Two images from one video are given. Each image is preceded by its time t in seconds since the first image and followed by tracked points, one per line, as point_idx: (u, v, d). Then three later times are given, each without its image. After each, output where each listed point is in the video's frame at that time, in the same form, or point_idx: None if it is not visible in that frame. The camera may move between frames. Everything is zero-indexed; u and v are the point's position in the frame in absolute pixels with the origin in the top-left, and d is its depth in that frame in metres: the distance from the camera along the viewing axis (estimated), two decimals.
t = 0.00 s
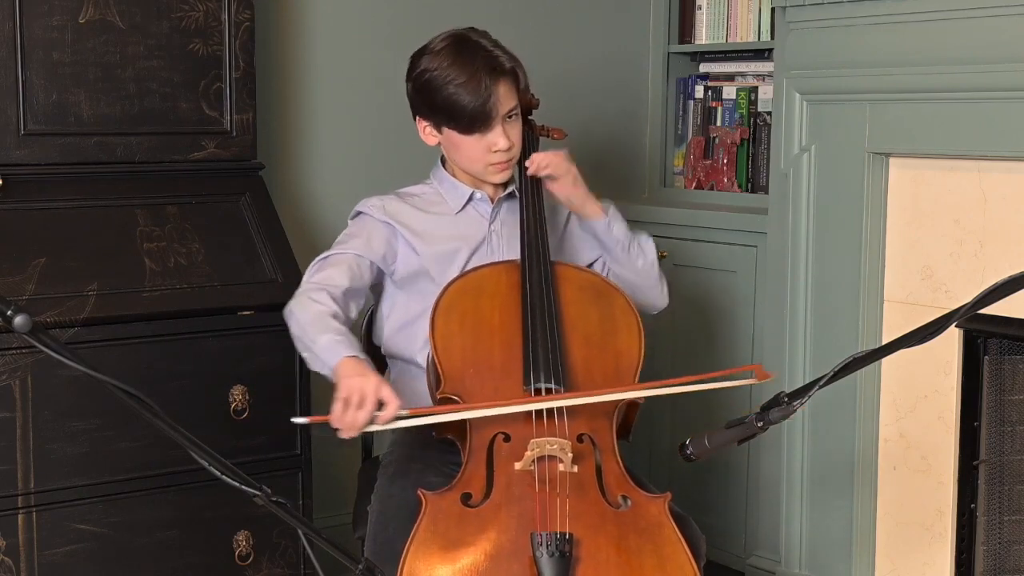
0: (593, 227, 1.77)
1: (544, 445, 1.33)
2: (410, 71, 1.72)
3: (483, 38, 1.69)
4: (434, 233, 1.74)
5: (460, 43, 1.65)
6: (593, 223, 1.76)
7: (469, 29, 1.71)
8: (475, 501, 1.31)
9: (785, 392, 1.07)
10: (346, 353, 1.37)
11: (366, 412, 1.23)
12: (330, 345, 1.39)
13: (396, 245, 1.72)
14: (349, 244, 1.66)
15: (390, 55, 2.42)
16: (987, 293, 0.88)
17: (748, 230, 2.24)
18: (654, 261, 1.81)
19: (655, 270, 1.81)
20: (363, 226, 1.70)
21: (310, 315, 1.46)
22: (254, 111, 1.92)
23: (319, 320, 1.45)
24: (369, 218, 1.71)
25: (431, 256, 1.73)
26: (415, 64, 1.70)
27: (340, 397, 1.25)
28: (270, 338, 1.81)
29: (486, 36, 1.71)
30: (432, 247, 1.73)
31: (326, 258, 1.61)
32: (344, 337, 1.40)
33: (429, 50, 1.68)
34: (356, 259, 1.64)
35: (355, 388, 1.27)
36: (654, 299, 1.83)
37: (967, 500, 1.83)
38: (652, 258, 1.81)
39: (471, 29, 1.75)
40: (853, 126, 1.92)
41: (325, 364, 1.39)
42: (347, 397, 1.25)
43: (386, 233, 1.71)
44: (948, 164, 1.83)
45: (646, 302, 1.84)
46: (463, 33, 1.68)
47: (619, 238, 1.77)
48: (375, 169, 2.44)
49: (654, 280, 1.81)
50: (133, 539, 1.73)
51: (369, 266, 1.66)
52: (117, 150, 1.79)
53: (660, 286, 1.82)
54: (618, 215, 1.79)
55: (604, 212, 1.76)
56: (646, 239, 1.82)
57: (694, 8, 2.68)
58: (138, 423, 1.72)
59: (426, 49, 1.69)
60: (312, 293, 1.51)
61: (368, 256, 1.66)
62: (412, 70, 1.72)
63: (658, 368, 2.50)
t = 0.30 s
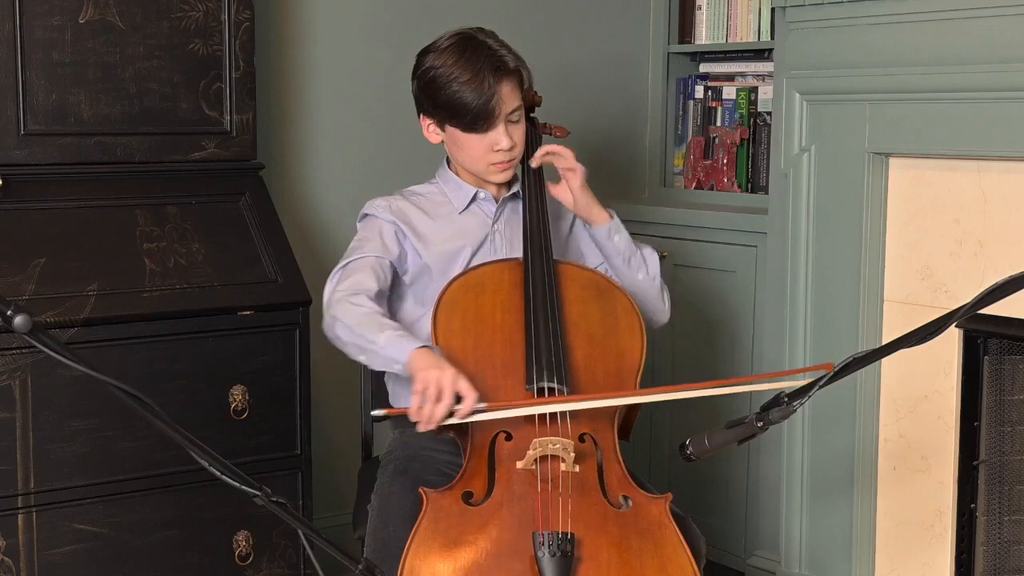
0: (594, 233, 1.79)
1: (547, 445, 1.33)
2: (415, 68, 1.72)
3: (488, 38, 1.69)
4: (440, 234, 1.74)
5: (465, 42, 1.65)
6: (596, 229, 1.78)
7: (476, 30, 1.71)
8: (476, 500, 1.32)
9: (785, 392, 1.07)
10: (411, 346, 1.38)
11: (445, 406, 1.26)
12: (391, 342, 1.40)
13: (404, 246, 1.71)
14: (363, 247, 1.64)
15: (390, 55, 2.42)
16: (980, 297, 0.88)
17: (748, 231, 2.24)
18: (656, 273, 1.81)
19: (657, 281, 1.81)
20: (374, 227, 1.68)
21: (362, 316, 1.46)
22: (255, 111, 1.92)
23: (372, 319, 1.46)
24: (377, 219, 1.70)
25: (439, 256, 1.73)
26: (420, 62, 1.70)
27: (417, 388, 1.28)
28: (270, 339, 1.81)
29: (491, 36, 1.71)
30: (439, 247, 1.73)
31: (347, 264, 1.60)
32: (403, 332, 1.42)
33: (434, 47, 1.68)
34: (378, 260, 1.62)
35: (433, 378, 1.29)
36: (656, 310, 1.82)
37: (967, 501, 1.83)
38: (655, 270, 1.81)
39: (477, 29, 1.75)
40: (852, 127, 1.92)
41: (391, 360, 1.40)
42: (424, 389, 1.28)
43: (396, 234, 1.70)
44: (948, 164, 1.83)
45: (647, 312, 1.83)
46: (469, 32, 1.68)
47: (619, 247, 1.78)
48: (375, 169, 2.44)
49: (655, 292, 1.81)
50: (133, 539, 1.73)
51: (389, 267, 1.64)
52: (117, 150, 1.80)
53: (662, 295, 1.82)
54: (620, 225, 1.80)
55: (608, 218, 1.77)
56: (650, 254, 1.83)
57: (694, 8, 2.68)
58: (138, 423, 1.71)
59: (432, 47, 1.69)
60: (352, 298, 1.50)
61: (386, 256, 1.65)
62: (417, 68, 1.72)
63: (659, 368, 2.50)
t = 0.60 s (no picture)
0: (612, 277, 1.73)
1: (548, 445, 1.33)
2: (414, 71, 1.71)
3: (487, 43, 1.66)
4: (443, 236, 1.74)
5: (463, 48, 1.63)
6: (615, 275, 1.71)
7: (475, 32, 1.69)
8: (477, 500, 1.31)
9: (785, 392, 1.07)
10: (467, 340, 1.37)
11: (511, 403, 1.27)
12: (443, 337, 1.39)
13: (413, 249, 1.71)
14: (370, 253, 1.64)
15: (390, 55, 2.42)
16: (980, 297, 0.88)
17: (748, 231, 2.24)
18: (671, 306, 1.78)
19: (672, 314, 1.79)
20: (381, 232, 1.69)
21: (405, 318, 1.46)
22: (255, 111, 1.92)
23: (416, 318, 1.45)
24: (384, 224, 1.70)
25: (443, 258, 1.73)
26: (419, 65, 1.69)
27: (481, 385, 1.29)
28: (270, 339, 1.81)
29: (493, 40, 1.69)
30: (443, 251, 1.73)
31: (366, 272, 1.60)
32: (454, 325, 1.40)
33: (434, 52, 1.67)
34: (396, 264, 1.62)
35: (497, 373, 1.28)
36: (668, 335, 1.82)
37: (967, 501, 1.83)
38: (669, 304, 1.78)
39: (478, 31, 1.73)
40: (852, 127, 1.92)
41: (447, 357, 1.38)
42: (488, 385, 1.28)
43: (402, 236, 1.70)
44: (948, 164, 1.83)
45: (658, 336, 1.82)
46: (469, 37, 1.66)
47: (636, 290, 1.73)
48: (375, 169, 2.44)
49: (668, 318, 1.78)
50: (133, 539, 1.73)
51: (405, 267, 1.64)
52: (117, 150, 1.80)
53: (676, 322, 1.80)
54: (637, 267, 1.74)
55: (626, 265, 1.71)
56: (666, 286, 1.79)
57: (694, 8, 2.68)
58: (138, 423, 1.71)
59: (431, 51, 1.68)
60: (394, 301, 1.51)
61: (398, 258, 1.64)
62: (416, 70, 1.71)
63: (658, 368, 2.50)
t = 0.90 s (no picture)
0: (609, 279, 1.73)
1: (548, 445, 1.34)
2: (414, 75, 1.71)
3: (488, 48, 1.66)
4: (440, 239, 1.74)
5: (462, 53, 1.63)
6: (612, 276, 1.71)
7: (476, 38, 1.69)
8: (476, 500, 1.31)
9: (785, 393, 1.07)
10: (440, 364, 1.37)
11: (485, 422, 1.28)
12: (419, 359, 1.40)
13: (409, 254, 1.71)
14: (364, 262, 1.65)
15: (390, 55, 2.42)
16: (980, 297, 0.88)
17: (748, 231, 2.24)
18: (670, 309, 1.79)
19: (671, 316, 1.79)
20: (376, 237, 1.69)
21: (383, 341, 1.47)
22: (255, 111, 1.92)
23: (393, 342, 1.46)
24: (379, 230, 1.70)
25: (440, 261, 1.72)
26: (419, 70, 1.69)
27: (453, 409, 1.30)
28: (270, 339, 1.81)
29: (493, 45, 1.69)
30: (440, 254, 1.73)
31: (355, 285, 1.60)
32: (428, 346, 1.41)
33: (434, 57, 1.67)
34: (387, 275, 1.62)
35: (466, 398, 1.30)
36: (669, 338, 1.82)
37: (967, 500, 1.83)
38: (668, 307, 1.79)
39: (479, 35, 1.73)
40: (852, 127, 1.92)
41: (425, 381, 1.39)
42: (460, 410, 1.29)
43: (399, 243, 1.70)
44: (948, 164, 1.83)
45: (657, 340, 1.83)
46: (468, 42, 1.66)
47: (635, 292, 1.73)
48: (375, 169, 2.44)
49: (667, 322, 1.79)
50: (133, 539, 1.73)
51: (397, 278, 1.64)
52: (117, 150, 1.80)
53: (677, 325, 1.80)
54: (636, 269, 1.73)
55: (625, 268, 1.69)
56: (665, 289, 1.80)
57: (694, 8, 2.68)
58: (138, 423, 1.71)
59: (431, 56, 1.68)
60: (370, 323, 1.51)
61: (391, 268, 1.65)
62: (416, 75, 1.71)
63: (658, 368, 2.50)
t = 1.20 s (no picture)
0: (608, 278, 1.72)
1: (546, 445, 1.34)
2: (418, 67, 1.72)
3: (493, 40, 1.68)
4: (440, 238, 1.74)
5: (467, 42, 1.64)
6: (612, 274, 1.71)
7: (481, 32, 1.70)
8: (475, 500, 1.31)
9: (785, 392, 1.07)
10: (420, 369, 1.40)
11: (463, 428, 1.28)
12: (401, 361, 1.46)
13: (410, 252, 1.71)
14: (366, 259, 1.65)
15: (391, 55, 2.42)
16: (980, 297, 0.88)
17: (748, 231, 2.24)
18: (672, 307, 1.78)
19: (673, 314, 1.78)
20: (377, 234, 1.69)
21: (373, 339, 1.51)
22: (255, 111, 1.92)
23: (379, 338, 1.50)
24: (380, 226, 1.70)
25: (439, 260, 1.72)
26: (424, 61, 1.70)
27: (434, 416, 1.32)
28: (270, 339, 1.81)
29: (498, 39, 1.70)
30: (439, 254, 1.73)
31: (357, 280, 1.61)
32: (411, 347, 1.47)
33: (439, 47, 1.68)
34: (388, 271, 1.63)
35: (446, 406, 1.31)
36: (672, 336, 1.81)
37: (967, 501, 1.83)
38: (670, 305, 1.78)
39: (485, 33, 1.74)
40: (852, 127, 1.92)
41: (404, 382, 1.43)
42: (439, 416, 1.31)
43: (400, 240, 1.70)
44: (948, 164, 1.83)
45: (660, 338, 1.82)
46: (474, 34, 1.68)
47: (633, 290, 1.72)
48: (375, 169, 2.44)
49: (669, 319, 1.77)
50: (133, 539, 1.73)
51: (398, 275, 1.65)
52: (117, 150, 1.80)
53: (680, 324, 1.80)
54: (634, 267, 1.73)
55: (621, 266, 1.71)
56: (666, 286, 1.79)
57: (694, 8, 2.68)
58: (138, 423, 1.71)
59: (437, 46, 1.69)
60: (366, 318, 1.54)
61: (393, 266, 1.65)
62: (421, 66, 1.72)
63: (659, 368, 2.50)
